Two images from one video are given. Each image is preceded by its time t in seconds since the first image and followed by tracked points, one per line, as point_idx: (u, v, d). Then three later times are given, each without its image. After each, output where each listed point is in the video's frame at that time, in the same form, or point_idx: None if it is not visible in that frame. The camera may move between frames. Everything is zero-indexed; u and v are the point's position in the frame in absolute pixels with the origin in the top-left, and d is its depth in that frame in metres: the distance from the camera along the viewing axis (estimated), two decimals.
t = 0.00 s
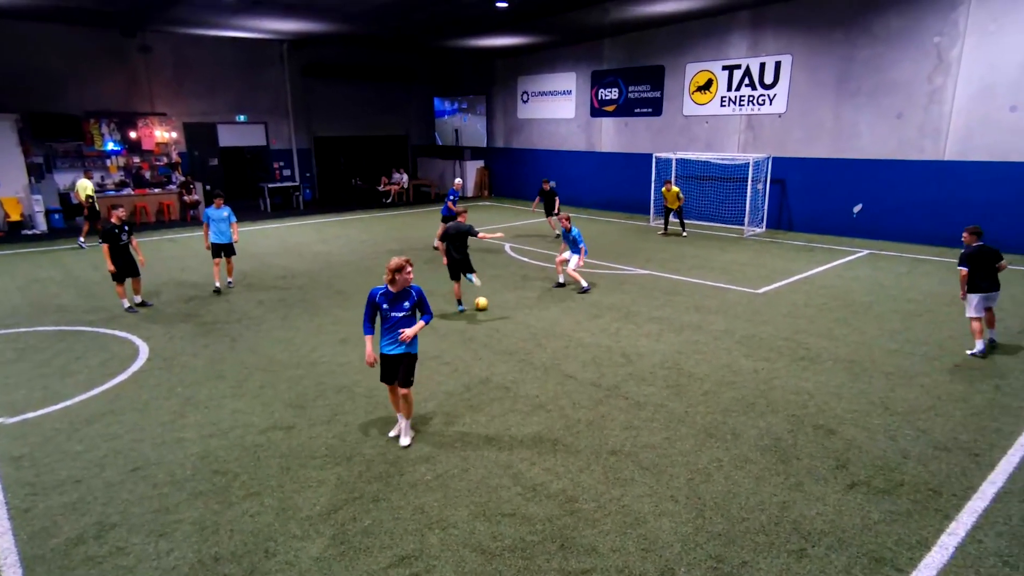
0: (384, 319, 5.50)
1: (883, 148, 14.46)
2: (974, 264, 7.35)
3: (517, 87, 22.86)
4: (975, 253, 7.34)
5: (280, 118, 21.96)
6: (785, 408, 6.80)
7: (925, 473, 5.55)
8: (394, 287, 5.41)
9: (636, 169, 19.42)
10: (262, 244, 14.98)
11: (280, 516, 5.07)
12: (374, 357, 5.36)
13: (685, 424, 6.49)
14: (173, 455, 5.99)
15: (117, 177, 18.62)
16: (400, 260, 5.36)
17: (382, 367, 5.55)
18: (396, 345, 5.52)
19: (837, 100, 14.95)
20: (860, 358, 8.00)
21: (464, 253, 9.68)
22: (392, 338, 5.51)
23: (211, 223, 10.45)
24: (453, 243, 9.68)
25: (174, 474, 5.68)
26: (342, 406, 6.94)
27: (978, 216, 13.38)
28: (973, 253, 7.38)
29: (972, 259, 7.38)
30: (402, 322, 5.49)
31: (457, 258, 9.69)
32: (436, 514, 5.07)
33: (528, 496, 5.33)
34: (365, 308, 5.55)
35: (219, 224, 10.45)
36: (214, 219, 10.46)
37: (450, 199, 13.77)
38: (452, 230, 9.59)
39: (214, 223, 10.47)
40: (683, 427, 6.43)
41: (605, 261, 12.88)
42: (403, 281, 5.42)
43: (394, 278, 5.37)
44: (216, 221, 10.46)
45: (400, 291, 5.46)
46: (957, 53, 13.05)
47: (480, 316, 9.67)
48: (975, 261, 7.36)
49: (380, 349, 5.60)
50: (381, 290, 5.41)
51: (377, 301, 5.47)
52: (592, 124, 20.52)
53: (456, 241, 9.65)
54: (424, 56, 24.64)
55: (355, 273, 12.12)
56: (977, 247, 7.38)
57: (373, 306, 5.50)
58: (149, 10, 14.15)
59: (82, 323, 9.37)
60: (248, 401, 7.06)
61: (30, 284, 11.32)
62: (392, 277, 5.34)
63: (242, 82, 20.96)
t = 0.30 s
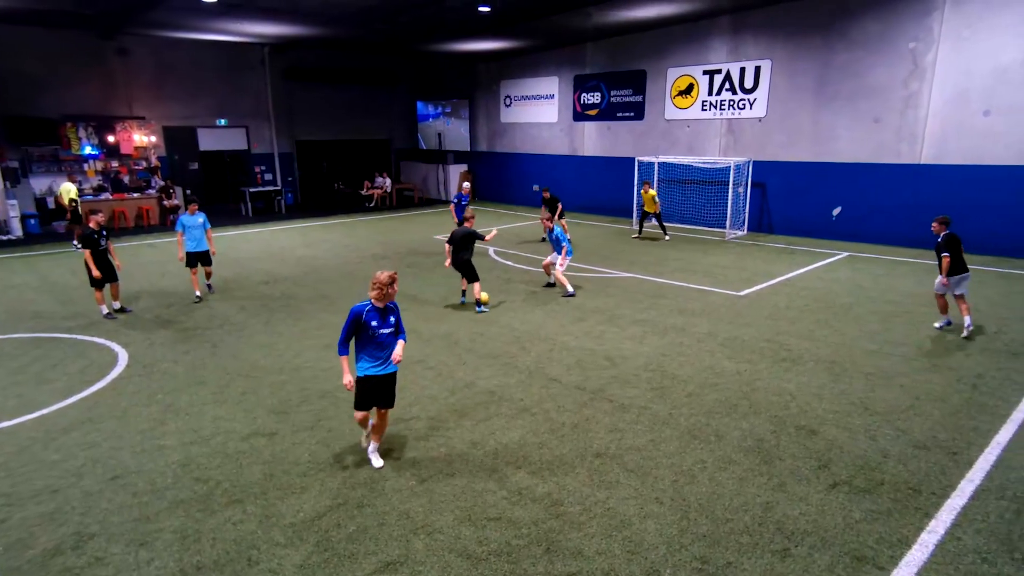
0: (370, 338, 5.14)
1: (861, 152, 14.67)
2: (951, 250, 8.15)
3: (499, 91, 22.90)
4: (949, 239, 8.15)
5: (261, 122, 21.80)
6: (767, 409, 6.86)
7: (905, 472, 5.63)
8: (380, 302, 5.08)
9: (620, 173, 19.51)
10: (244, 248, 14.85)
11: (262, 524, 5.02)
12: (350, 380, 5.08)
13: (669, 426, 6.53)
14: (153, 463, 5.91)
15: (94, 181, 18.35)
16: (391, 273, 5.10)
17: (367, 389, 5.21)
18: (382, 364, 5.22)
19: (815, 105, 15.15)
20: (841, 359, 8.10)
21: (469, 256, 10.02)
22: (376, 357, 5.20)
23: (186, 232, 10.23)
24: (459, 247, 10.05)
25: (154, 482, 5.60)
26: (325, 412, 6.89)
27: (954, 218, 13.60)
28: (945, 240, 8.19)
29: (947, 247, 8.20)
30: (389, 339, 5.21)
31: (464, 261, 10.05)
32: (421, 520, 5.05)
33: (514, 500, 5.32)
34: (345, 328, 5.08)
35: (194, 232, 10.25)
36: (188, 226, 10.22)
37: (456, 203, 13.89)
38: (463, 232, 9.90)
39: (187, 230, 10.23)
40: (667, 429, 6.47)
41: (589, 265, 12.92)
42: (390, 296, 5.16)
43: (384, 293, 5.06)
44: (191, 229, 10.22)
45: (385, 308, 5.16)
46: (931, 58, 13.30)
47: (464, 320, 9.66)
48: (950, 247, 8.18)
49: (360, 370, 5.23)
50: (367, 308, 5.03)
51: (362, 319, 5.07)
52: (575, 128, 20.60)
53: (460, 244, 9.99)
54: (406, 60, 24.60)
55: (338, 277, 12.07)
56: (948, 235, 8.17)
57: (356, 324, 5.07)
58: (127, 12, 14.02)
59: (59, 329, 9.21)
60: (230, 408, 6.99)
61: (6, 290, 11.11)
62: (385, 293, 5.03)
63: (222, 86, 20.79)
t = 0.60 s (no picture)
0: (367, 345, 4.90)
1: (844, 151, 14.82)
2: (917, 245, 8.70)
3: (485, 91, 22.91)
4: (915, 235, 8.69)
5: (245, 122, 21.64)
6: (753, 407, 6.90)
7: (889, 468, 5.69)
8: (373, 307, 4.88)
9: (607, 173, 19.56)
10: (229, 249, 14.73)
11: (249, 526, 4.98)
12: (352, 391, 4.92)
13: (656, 425, 6.55)
14: (137, 467, 5.84)
15: (75, 182, 18.11)
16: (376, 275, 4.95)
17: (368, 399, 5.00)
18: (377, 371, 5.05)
19: (800, 105, 15.28)
20: (825, 357, 8.17)
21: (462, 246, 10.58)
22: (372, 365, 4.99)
23: (168, 235, 10.08)
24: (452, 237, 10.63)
25: (138, 486, 5.55)
26: (312, 414, 6.85)
27: (937, 216, 13.76)
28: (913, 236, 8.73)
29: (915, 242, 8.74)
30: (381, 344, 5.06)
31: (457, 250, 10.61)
32: (409, 521, 5.04)
33: (502, 500, 5.32)
34: (345, 339, 4.76)
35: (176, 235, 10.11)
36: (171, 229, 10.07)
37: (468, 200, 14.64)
38: (457, 222, 10.46)
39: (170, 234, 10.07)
40: (655, 427, 6.50)
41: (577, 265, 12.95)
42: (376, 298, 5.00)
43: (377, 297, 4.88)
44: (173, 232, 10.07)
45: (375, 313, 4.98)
46: (912, 59, 13.46)
47: (452, 321, 9.64)
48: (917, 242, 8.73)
49: (358, 381, 4.95)
50: (366, 314, 4.80)
51: (361, 327, 4.82)
52: (561, 128, 20.63)
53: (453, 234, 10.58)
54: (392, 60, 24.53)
55: (325, 278, 12.01)
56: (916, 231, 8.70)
57: (355, 333, 4.80)
58: (108, 11, 13.88)
59: (40, 332, 9.09)
60: (215, 410, 6.93)
61: None
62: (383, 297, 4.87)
63: (205, 86, 20.61)
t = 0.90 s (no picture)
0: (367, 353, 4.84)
1: (829, 151, 14.96)
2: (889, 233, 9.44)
3: (472, 91, 22.91)
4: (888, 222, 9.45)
5: (230, 121, 21.49)
6: (740, 406, 6.94)
7: (874, 465, 5.75)
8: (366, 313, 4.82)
9: (594, 172, 19.61)
10: (215, 250, 14.62)
11: (237, 529, 4.95)
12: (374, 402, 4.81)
13: (644, 423, 6.58)
14: (122, 470, 5.78)
15: (57, 182, 17.88)
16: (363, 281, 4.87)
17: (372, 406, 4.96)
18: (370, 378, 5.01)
19: (785, 105, 15.40)
20: (811, 355, 8.24)
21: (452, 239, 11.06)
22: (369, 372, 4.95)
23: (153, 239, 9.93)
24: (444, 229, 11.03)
25: (123, 489, 5.49)
26: (300, 415, 6.81)
27: (921, 215, 13.91)
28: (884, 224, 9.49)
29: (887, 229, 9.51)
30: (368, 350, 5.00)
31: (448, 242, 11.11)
32: (398, 522, 5.02)
33: (491, 500, 5.31)
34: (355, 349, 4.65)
35: (161, 239, 9.96)
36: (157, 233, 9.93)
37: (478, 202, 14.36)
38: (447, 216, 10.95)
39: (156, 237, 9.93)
40: (643, 426, 6.52)
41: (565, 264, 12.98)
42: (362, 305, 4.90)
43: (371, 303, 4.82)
44: (159, 235, 9.93)
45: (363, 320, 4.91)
46: (896, 60, 13.60)
47: (440, 321, 9.62)
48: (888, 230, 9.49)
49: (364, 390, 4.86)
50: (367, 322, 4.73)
51: (362, 335, 4.73)
52: (548, 128, 20.65)
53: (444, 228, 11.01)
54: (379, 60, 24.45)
55: (312, 279, 11.95)
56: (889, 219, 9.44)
57: (358, 342, 4.71)
58: (89, 10, 13.73)
59: (21, 335, 8.97)
60: (201, 412, 6.87)
61: None
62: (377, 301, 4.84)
63: (190, 85, 20.44)
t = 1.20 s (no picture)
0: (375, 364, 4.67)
1: (820, 154, 14.93)
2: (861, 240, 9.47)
3: (459, 93, 22.83)
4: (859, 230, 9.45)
5: (210, 124, 21.29)
6: (735, 413, 6.78)
7: (871, 472, 5.60)
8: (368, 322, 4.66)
9: (585, 178, 19.52)
10: (200, 257, 14.36)
11: (216, 544, 4.73)
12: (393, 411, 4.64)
13: (637, 432, 6.40)
14: (97, 484, 5.54)
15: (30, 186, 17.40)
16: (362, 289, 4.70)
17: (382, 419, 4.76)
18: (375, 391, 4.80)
19: (776, 109, 15.39)
20: (806, 361, 8.10)
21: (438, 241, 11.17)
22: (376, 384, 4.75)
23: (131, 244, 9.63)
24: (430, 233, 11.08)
25: (98, 504, 5.25)
26: (283, 426, 6.59)
27: (912, 219, 13.88)
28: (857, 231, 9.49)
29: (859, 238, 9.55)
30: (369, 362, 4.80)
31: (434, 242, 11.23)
32: (383, 535, 4.82)
33: (480, 512, 5.12)
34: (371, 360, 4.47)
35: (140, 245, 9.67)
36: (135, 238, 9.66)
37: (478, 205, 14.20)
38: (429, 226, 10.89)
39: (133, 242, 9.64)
40: (636, 434, 6.35)
41: (555, 270, 12.82)
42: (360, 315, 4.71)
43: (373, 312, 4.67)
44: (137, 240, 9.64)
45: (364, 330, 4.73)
46: (887, 62, 13.61)
47: (428, 328, 9.42)
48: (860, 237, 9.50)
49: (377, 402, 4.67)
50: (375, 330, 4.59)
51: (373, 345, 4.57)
52: (537, 130, 20.55)
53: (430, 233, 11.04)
54: (366, 63, 24.34)
55: (299, 286, 11.73)
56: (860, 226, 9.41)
57: (370, 352, 4.53)
58: (72, 10, 13.52)
59: None
60: (181, 423, 6.65)
61: None
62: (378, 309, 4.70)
63: (169, 87, 20.24)
